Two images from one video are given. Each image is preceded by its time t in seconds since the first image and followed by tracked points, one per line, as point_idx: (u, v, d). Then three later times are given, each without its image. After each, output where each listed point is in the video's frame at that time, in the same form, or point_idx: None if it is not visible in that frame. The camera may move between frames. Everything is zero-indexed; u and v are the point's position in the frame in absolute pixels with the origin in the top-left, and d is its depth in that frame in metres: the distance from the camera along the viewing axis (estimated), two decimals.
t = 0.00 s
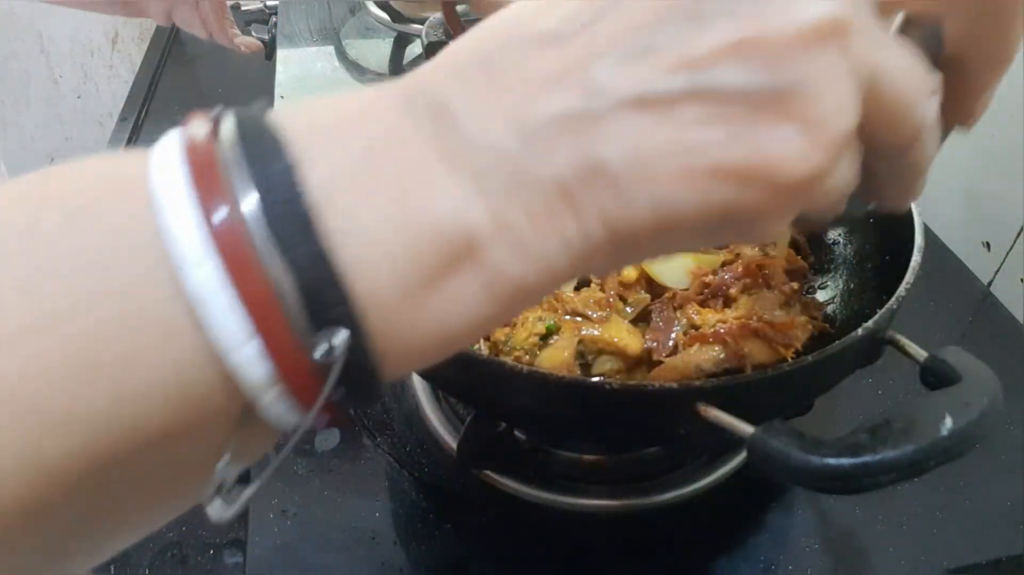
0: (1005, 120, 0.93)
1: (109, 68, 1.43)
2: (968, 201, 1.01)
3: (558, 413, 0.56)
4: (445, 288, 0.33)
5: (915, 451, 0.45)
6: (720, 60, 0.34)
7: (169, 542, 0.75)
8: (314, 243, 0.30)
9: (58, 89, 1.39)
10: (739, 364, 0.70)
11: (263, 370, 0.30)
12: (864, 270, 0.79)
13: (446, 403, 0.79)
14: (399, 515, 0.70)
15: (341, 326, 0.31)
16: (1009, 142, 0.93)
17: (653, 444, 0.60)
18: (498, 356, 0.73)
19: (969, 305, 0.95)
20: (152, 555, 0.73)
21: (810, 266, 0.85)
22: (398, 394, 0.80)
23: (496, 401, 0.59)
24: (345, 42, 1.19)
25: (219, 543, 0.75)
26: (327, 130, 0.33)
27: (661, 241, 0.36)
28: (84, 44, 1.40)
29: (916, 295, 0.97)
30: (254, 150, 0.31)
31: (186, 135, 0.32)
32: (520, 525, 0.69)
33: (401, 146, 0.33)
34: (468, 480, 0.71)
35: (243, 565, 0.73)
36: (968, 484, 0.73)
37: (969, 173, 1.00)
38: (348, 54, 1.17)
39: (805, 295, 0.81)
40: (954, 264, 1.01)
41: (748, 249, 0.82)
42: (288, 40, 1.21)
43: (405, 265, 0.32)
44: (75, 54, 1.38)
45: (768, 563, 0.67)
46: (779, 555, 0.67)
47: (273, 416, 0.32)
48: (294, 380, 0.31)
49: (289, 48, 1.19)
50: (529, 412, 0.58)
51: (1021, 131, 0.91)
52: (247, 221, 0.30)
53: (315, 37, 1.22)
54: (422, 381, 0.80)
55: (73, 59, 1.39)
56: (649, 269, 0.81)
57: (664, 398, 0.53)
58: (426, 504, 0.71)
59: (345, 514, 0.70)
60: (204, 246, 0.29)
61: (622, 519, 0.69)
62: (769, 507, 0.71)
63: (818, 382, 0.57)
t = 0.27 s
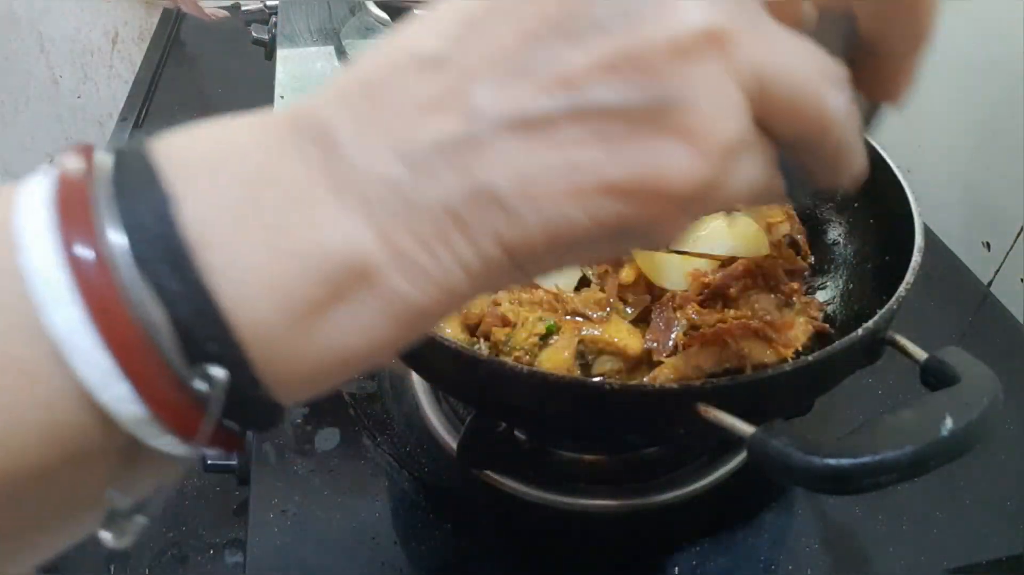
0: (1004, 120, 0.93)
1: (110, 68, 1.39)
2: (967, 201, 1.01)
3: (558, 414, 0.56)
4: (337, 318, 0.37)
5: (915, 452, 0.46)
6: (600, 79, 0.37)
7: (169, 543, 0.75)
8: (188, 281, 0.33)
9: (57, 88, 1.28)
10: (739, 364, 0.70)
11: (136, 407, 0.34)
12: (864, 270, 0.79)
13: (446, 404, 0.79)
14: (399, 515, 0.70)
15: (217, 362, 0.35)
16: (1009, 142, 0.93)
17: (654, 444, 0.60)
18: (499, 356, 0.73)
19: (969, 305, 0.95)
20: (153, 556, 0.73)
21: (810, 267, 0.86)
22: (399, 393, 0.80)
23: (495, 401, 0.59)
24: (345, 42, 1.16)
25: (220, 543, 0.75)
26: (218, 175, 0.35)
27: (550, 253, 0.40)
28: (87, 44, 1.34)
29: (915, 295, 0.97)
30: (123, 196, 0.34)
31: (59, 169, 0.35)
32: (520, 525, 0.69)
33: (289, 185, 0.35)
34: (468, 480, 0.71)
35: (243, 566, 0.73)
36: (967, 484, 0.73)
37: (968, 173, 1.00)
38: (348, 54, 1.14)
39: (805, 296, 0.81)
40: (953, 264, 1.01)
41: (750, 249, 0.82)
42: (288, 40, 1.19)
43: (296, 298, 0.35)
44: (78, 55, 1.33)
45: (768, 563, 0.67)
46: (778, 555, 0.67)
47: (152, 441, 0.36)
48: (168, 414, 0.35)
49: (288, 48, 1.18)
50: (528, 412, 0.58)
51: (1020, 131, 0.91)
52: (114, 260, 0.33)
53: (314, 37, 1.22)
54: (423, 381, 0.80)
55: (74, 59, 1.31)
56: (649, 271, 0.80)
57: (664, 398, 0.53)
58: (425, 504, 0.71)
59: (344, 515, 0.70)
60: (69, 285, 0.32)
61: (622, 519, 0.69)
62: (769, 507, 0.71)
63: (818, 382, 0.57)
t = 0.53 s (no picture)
0: (1005, 119, 0.93)
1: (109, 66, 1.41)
2: (968, 201, 1.01)
3: (557, 413, 0.56)
4: (246, 314, 0.45)
5: (915, 452, 0.46)
6: (509, 106, 0.41)
7: (170, 542, 0.75)
8: (89, 293, 0.42)
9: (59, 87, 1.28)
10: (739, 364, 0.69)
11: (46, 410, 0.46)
12: (864, 270, 0.79)
13: (446, 404, 0.80)
14: (399, 515, 0.70)
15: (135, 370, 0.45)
16: (1009, 142, 0.93)
17: (653, 445, 0.59)
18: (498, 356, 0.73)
19: (970, 304, 0.95)
20: (153, 555, 0.74)
21: (810, 267, 0.85)
22: (398, 393, 0.81)
23: (495, 401, 0.59)
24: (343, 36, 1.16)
25: (220, 543, 0.75)
26: (104, 168, 0.42)
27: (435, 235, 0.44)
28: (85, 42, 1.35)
29: (915, 295, 0.96)
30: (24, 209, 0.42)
31: None
32: (520, 525, 0.69)
33: (191, 184, 0.42)
34: (470, 480, 0.72)
35: (243, 565, 0.73)
36: (967, 484, 0.73)
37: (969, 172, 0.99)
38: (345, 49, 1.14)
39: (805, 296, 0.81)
40: (954, 264, 1.01)
41: (750, 249, 0.83)
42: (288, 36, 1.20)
43: (203, 305, 0.44)
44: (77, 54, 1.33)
45: (768, 563, 0.67)
46: (778, 555, 0.67)
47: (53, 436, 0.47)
48: (71, 410, 0.46)
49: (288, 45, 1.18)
50: (528, 412, 0.58)
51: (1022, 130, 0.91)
52: None
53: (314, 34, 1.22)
54: (422, 382, 0.82)
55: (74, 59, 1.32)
56: (649, 272, 0.80)
57: (664, 398, 0.53)
58: (425, 504, 0.71)
59: (343, 514, 0.70)
60: None
61: (622, 519, 0.70)
62: (769, 507, 0.71)
63: (818, 382, 0.57)
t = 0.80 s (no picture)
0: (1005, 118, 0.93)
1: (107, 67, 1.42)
2: (968, 200, 1.01)
3: (557, 413, 0.56)
4: (198, 313, 0.48)
5: (915, 452, 0.46)
6: (473, 87, 0.45)
7: (170, 542, 0.75)
8: (59, 297, 0.44)
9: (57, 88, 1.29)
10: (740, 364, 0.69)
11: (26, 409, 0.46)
12: (864, 270, 0.79)
13: (446, 404, 0.80)
14: (399, 515, 0.70)
15: (116, 368, 0.47)
16: (1008, 142, 0.93)
17: (653, 445, 0.59)
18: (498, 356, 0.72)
19: (970, 304, 0.96)
20: (153, 555, 0.74)
21: (810, 267, 0.85)
22: (398, 393, 0.81)
23: (495, 401, 0.59)
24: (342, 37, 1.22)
25: (220, 543, 0.75)
26: (57, 167, 0.43)
27: (401, 209, 0.48)
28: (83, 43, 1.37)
29: (916, 295, 0.96)
30: None
31: None
32: (520, 525, 0.69)
33: (155, 182, 0.43)
34: (470, 480, 0.73)
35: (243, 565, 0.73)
36: (968, 484, 0.73)
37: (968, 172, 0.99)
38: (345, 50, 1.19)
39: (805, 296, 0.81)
40: (953, 264, 1.01)
41: (750, 248, 0.83)
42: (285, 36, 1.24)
43: (174, 298, 0.46)
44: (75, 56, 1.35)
45: (768, 563, 0.67)
46: (778, 555, 0.67)
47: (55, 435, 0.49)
48: (36, 401, 0.45)
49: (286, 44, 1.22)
50: (527, 412, 0.58)
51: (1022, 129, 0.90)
52: None
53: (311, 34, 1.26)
54: (422, 381, 0.82)
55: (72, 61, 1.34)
56: (649, 272, 0.80)
57: (663, 398, 0.53)
58: (425, 504, 0.71)
59: (343, 514, 0.70)
60: None
61: (622, 519, 0.70)
62: (769, 506, 0.71)
63: (817, 383, 0.57)
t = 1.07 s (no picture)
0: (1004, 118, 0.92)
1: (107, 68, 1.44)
2: (968, 200, 1.01)
3: (557, 413, 0.56)
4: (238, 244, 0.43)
5: (916, 452, 0.46)
6: None
7: (170, 541, 0.75)
8: (71, 217, 0.41)
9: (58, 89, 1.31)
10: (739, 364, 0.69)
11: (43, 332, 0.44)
12: (864, 270, 0.79)
13: (446, 404, 0.80)
14: (399, 515, 0.70)
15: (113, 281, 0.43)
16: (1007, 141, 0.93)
17: (654, 445, 0.59)
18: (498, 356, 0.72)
19: (970, 305, 0.96)
20: (153, 554, 0.74)
21: (810, 267, 0.85)
22: (398, 393, 0.81)
23: (495, 400, 0.59)
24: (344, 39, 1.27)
25: (220, 544, 0.75)
26: (73, 114, 0.41)
27: (401, 124, 0.43)
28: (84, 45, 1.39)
29: (916, 296, 0.96)
30: None
31: None
32: (520, 525, 0.69)
33: (156, 102, 0.41)
34: (470, 480, 0.72)
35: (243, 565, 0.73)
36: (968, 484, 0.73)
37: (968, 172, 0.99)
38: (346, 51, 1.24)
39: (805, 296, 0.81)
40: (953, 265, 1.01)
41: (750, 248, 0.83)
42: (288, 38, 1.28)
43: (185, 225, 0.41)
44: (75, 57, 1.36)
45: (767, 563, 0.67)
46: (778, 555, 0.67)
47: (75, 368, 0.46)
48: (51, 324, 0.44)
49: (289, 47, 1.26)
50: (526, 411, 0.58)
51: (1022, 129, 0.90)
52: None
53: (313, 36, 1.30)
54: (421, 381, 0.82)
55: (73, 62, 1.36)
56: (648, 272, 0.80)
57: (664, 398, 0.53)
58: (426, 504, 0.71)
59: (343, 514, 0.70)
60: None
61: (623, 519, 0.70)
62: (769, 507, 0.71)
63: (817, 383, 0.57)
